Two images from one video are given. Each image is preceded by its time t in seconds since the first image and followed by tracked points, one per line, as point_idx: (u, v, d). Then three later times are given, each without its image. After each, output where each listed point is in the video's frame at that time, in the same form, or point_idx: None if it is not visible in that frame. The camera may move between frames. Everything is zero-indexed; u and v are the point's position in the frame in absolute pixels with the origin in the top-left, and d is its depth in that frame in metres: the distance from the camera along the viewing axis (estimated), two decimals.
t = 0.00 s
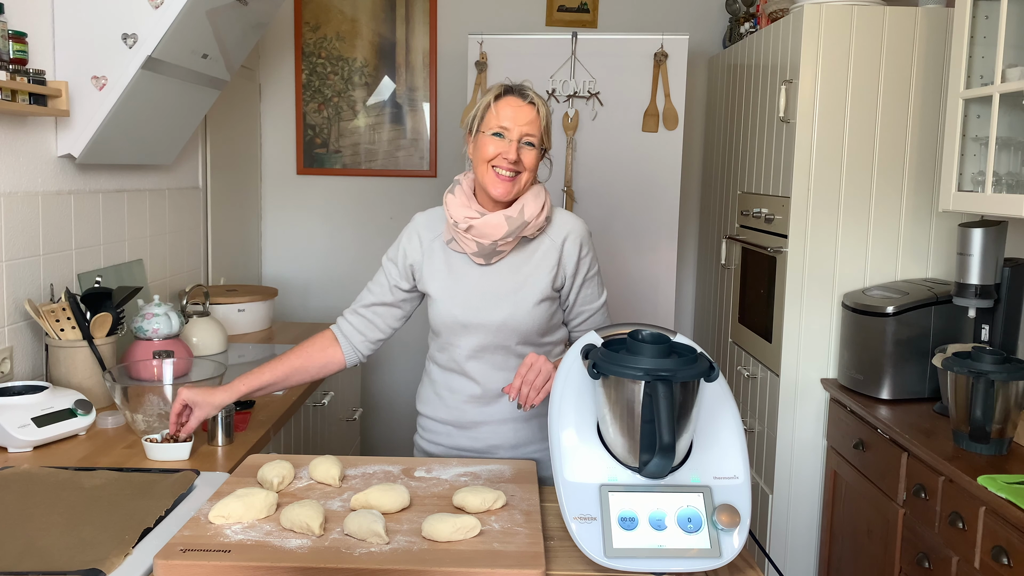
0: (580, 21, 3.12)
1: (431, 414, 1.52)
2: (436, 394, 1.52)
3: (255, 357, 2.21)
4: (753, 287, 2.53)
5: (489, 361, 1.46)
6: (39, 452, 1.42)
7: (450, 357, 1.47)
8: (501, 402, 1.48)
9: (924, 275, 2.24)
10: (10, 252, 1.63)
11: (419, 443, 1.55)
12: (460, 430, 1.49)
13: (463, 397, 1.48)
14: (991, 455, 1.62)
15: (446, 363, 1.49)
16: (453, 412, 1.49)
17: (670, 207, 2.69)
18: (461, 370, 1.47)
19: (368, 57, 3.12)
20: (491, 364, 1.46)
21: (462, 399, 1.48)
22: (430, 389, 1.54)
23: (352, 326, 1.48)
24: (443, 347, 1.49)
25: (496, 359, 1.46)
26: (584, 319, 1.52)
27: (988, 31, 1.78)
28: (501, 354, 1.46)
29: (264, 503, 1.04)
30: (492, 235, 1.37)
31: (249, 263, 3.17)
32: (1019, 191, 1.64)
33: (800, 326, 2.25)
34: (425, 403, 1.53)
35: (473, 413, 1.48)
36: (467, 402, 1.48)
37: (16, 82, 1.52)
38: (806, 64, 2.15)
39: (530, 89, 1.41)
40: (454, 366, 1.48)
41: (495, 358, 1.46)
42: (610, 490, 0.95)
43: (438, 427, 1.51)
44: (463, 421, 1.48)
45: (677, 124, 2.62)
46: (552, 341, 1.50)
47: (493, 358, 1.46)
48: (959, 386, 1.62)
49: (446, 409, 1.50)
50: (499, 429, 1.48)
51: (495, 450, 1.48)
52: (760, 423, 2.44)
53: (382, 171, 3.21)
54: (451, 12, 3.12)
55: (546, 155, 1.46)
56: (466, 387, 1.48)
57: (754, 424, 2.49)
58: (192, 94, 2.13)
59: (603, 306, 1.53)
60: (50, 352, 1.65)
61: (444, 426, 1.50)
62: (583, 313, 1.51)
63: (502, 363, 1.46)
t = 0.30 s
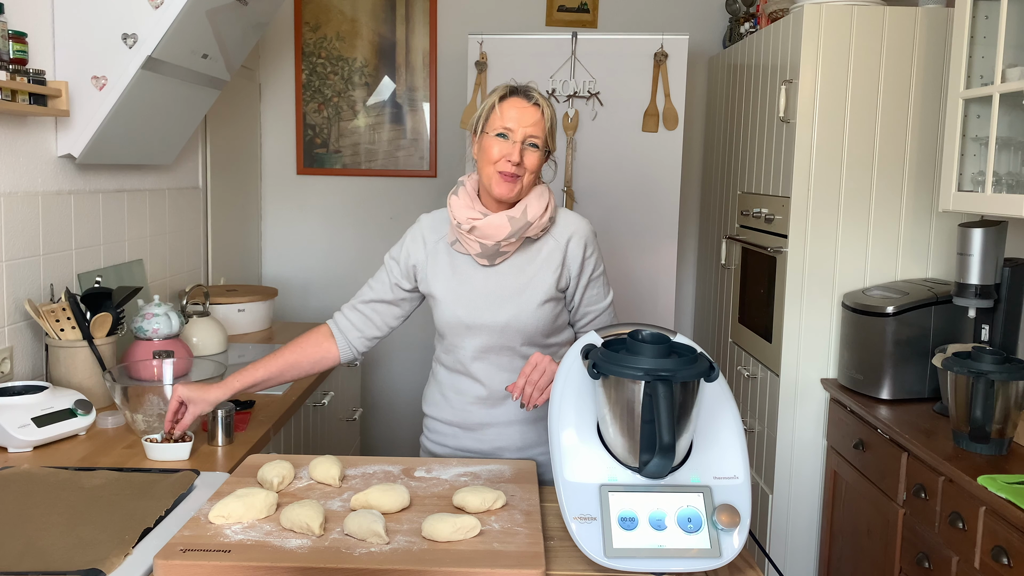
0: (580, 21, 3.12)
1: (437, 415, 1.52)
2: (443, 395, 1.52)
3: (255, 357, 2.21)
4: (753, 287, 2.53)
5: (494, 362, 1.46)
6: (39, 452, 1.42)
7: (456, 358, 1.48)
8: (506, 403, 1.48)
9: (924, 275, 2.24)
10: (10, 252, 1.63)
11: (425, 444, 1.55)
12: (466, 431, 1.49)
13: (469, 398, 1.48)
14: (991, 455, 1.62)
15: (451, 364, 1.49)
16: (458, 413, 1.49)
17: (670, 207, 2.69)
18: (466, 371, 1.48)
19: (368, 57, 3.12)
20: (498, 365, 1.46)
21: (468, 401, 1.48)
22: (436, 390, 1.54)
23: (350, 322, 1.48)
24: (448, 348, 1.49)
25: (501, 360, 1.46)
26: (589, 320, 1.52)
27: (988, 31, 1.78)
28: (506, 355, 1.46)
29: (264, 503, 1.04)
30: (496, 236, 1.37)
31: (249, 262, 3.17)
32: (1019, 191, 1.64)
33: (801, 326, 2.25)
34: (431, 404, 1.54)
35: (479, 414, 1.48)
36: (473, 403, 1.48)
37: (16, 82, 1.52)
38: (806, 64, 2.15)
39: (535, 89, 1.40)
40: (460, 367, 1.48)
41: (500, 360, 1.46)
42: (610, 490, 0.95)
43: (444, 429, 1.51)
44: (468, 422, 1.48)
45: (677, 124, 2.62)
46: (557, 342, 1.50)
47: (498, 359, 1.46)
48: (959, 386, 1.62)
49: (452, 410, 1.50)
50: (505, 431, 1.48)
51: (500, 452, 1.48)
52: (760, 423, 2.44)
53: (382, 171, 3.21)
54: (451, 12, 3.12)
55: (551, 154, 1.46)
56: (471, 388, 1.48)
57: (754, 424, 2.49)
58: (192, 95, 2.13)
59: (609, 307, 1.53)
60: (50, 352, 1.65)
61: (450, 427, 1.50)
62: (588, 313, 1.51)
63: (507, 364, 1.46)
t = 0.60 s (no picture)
0: (580, 22, 3.12)
1: (438, 414, 1.52)
2: (444, 394, 1.52)
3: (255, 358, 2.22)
4: (753, 287, 2.53)
5: (495, 362, 1.46)
6: (39, 452, 1.42)
7: (457, 358, 1.48)
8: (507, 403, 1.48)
9: (924, 274, 2.24)
10: (10, 252, 1.63)
11: (425, 443, 1.56)
12: (466, 431, 1.49)
13: (470, 398, 1.49)
14: (991, 455, 1.62)
15: (453, 363, 1.50)
16: (459, 413, 1.49)
17: (670, 207, 2.69)
18: (466, 370, 1.48)
19: (368, 57, 3.12)
20: (498, 365, 1.46)
21: (469, 400, 1.49)
22: (437, 389, 1.54)
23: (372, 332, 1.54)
24: (449, 347, 1.49)
25: (501, 360, 1.46)
26: (591, 319, 1.50)
27: (988, 31, 1.78)
28: (507, 355, 1.46)
29: (264, 503, 1.04)
30: (495, 235, 1.37)
31: (249, 262, 3.17)
32: (1019, 191, 1.64)
33: (801, 326, 2.25)
34: (432, 402, 1.54)
35: (480, 414, 1.48)
36: (474, 402, 1.48)
37: (16, 82, 1.52)
38: (806, 64, 2.15)
39: (529, 86, 1.40)
40: (461, 366, 1.48)
41: (500, 359, 1.46)
42: (610, 490, 0.95)
43: (444, 428, 1.51)
44: (469, 422, 1.48)
45: (677, 125, 2.62)
46: (558, 342, 1.50)
47: (499, 359, 1.46)
48: (959, 386, 1.62)
49: (452, 410, 1.50)
50: (505, 431, 1.48)
51: (502, 452, 1.48)
52: (760, 423, 2.44)
53: (382, 171, 3.21)
54: (451, 12, 3.12)
55: (550, 151, 1.46)
56: (472, 387, 1.48)
57: (754, 424, 2.49)
58: (192, 95, 2.13)
59: (611, 307, 1.50)
60: (50, 352, 1.65)
61: (452, 427, 1.50)
62: (591, 313, 1.49)
63: (508, 364, 1.46)
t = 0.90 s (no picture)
0: (580, 21, 3.12)
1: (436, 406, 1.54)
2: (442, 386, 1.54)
3: (255, 358, 2.22)
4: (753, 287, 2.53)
5: (491, 361, 1.47)
6: (39, 452, 1.42)
7: (456, 355, 1.49)
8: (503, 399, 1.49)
9: (924, 275, 2.24)
10: (10, 252, 1.63)
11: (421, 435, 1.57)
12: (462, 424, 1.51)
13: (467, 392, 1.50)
14: (991, 455, 1.63)
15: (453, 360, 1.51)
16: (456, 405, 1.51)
17: (670, 207, 2.69)
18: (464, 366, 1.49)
19: (368, 57, 3.12)
20: (495, 364, 1.47)
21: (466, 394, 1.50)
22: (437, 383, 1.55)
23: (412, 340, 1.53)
24: (450, 345, 1.50)
25: (498, 361, 1.47)
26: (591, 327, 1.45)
27: (988, 31, 1.78)
28: (504, 357, 1.46)
29: (264, 503, 1.04)
30: (500, 239, 1.37)
31: (249, 262, 3.17)
32: (1019, 191, 1.64)
33: (801, 325, 2.25)
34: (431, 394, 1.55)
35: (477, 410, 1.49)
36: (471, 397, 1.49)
37: (16, 82, 1.52)
38: (806, 64, 2.15)
39: (526, 87, 1.39)
40: (459, 363, 1.49)
41: (498, 359, 1.47)
42: (610, 490, 0.95)
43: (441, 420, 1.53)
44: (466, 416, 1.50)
45: (677, 124, 2.62)
46: (557, 347, 1.49)
47: (495, 360, 1.47)
48: (959, 386, 1.62)
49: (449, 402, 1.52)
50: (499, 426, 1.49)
51: (495, 447, 1.50)
52: (760, 423, 2.44)
53: (382, 171, 3.21)
54: (451, 12, 3.12)
55: (556, 150, 1.44)
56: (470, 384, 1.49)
57: (754, 424, 2.49)
58: (192, 95, 2.13)
59: (614, 318, 1.46)
60: (50, 352, 1.65)
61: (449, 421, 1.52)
62: (589, 320, 1.46)
63: (505, 364, 1.47)
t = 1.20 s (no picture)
0: (580, 21, 3.12)
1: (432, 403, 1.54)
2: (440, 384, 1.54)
3: (254, 358, 2.22)
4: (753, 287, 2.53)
5: (489, 358, 1.46)
6: (39, 452, 1.42)
7: (454, 349, 1.49)
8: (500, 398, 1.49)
9: (924, 275, 2.24)
10: (10, 252, 1.63)
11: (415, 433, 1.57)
12: (458, 422, 1.51)
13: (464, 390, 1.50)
14: (991, 455, 1.62)
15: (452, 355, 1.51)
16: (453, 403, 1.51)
17: (670, 207, 2.69)
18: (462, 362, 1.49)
19: (368, 57, 3.12)
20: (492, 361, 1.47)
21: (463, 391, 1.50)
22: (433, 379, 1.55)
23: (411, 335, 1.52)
24: (448, 339, 1.50)
25: (496, 357, 1.46)
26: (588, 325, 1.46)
27: (988, 31, 1.78)
28: (503, 353, 1.46)
29: (264, 503, 1.04)
30: (502, 238, 1.37)
31: (249, 262, 3.17)
32: (1019, 191, 1.64)
33: (801, 324, 2.25)
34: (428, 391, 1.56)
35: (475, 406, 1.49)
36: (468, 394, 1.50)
37: (16, 82, 1.52)
38: (806, 64, 2.15)
39: (525, 87, 1.35)
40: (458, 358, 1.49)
41: (496, 356, 1.46)
42: (610, 490, 0.95)
43: (437, 418, 1.53)
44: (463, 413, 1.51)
45: (677, 124, 2.62)
46: (556, 344, 1.49)
47: (494, 357, 1.46)
48: (959, 386, 1.62)
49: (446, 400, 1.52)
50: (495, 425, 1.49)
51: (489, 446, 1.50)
52: (760, 423, 2.44)
53: (382, 171, 3.21)
54: (451, 12, 3.12)
55: (560, 144, 1.41)
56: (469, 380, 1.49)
57: (754, 424, 2.49)
58: (192, 95, 2.13)
59: (613, 316, 1.47)
60: (50, 352, 1.64)
61: (445, 418, 1.52)
62: (588, 319, 1.46)
63: (503, 362, 1.47)
